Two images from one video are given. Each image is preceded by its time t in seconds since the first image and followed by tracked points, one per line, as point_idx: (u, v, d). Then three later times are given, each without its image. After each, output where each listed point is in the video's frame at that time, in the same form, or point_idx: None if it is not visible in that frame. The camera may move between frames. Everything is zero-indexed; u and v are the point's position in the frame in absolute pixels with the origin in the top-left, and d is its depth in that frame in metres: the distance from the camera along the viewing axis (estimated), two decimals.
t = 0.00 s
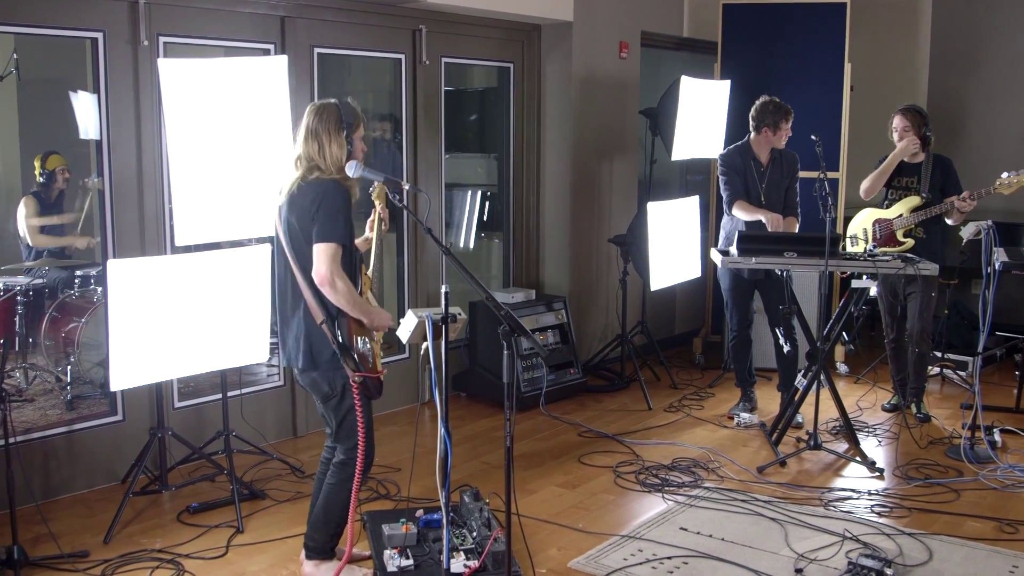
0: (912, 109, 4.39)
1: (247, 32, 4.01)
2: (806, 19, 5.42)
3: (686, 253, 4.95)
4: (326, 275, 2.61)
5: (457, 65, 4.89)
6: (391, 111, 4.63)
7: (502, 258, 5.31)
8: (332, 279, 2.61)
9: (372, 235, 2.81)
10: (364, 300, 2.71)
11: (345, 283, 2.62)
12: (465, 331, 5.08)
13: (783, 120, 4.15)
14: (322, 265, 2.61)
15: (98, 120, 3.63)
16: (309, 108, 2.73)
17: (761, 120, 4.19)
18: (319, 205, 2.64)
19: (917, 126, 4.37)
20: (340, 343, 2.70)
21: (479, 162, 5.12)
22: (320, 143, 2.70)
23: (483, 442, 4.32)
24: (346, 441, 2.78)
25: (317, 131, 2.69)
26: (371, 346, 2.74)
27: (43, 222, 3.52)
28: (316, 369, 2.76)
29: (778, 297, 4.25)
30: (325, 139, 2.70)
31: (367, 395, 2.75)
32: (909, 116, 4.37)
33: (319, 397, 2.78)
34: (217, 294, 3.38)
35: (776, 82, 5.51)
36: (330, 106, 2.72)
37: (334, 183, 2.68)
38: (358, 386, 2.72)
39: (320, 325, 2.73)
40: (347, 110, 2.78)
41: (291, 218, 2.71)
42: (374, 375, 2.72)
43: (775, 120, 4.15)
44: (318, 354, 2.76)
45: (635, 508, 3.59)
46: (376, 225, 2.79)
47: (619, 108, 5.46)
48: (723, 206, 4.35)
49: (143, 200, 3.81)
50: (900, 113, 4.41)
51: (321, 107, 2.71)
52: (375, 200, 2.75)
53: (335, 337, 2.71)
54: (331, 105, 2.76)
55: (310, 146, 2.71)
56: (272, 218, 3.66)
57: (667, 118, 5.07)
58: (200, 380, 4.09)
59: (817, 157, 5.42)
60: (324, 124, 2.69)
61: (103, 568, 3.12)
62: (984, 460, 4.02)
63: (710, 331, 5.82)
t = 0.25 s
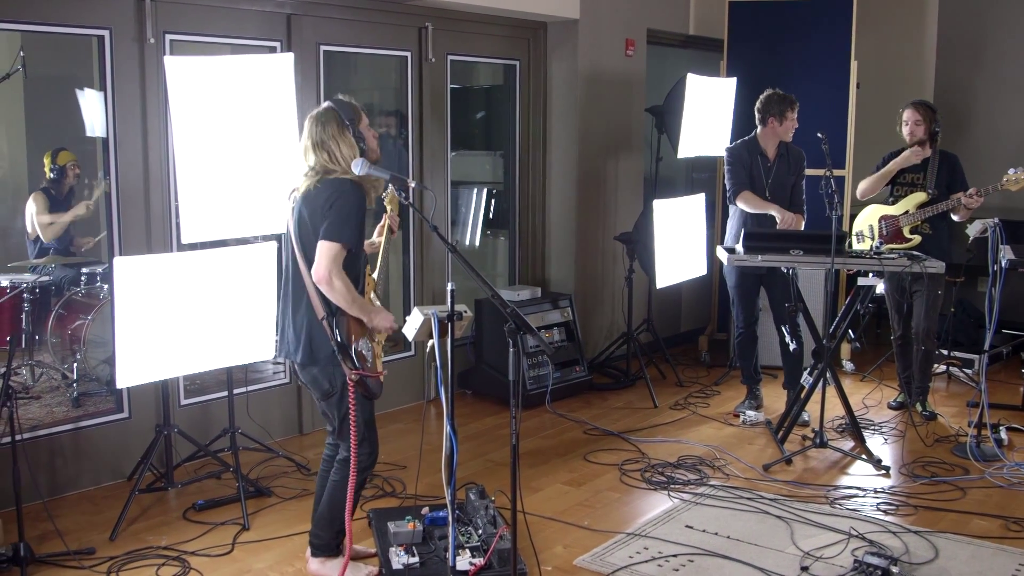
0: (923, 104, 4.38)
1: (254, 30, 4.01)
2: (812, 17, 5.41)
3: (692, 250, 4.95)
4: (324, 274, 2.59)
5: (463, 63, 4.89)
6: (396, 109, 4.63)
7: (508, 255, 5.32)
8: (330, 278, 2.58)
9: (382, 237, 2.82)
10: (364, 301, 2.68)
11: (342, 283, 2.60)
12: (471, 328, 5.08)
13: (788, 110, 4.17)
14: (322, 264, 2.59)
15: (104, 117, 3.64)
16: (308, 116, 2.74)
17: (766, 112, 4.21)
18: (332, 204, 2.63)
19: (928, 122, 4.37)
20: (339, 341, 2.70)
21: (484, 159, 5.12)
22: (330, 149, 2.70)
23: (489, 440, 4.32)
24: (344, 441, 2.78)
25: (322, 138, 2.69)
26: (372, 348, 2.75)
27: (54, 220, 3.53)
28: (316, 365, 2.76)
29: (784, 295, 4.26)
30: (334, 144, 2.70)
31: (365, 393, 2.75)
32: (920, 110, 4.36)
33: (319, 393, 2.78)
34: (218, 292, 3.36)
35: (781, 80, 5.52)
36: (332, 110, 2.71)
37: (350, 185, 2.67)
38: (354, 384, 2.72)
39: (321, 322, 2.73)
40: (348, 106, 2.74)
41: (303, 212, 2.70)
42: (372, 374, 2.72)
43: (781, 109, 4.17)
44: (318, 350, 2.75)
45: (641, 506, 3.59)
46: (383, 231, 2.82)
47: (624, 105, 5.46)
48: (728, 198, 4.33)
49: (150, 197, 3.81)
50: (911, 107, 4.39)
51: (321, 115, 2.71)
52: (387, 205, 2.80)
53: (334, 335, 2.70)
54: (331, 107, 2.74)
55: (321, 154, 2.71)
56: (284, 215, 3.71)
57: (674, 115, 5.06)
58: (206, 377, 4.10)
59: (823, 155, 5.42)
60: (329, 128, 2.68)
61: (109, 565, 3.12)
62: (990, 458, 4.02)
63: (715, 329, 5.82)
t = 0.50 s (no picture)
0: (929, 106, 4.37)
1: (258, 28, 4.01)
2: (816, 15, 5.41)
3: (696, 249, 4.95)
4: (319, 279, 2.60)
5: (466, 61, 4.88)
6: (400, 108, 4.63)
7: (512, 253, 5.32)
8: (325, 282, 2.59)
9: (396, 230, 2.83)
10: (363, 299, 2.69)
11: (339, 286, 2.60)
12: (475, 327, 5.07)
13: (793, 117, 4.15)
14: (317, 269, 2.60)
15: (108, 116, 3.64)
16: (317, 105, 2.73)
17: (771, 117, 4.19)
18: (320, 208, 2.62)
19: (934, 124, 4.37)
20: (340, 339, 2.71)
21: (488, 158, 5.12)
22: (329, 143, 2.69)
23: (493, 438, 4.33)
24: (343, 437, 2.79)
25: (325, 129, 2.67)
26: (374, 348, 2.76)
27: (53, 218, 3.52)
28: (318, 364, 2.76)
29: (788, 293, 4.25)
30: (333, 139, 2.69)
31: (367, 392, 2.75)
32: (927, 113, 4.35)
33: (322, 392, 2.79)
34: (222, 290, 3.36)
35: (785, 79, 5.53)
36: (339, 103, 2.71)
37: (339, 186, 2.66)
38: (354, 382, 2.72)
39: (321, 322, 2.75)
40: (357, 107, 2.75)
41: (297, 218, 2.70)
42: (374, 373, 2.73)
43: (786, 116, 4.15)
44: (320, 350, 2.76)
45: (645, 504, 3.59)
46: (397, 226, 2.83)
47: (628, 104, 5.45)
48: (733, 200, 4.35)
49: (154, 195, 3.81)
50: (917, 109, 4.38)
51: (330, 104, 2.70)
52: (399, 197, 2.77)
53: (333, 334, 2.71)
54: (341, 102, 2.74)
55: (319, 146, 2.70)
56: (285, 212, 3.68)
57: (678, 114, 5.05)
58: (210, 375, 4.10)
59: (828, 154, 5.41)
60: (332, 122, 2.68)
61: (113, 564, 3.12)
62: (994, 457, 4.01)
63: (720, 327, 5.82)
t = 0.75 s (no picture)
0: (929, 103, 4.36)
1: (262, 29, 4.02)
2: (819, 15, 5.41)
3: (699, 249, 4.94)
4: (307, 277, 2.59)
5: (469, 61, 4.89)
6: (403, 108, 4.63)
7: (515, 253, 5.32)
8: (312, 280, 2.58)
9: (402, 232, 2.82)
10: (355, 299, 2.66)
11: (326, 284, 2.59)
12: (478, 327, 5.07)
13: (795, 109, 4.16)
14: (306, 267, 2.59)
15: (111, 115, 3.64)
16: (316, 112, 2.73)
17: (773, 112, 4.20)
18: (318, 208, 2.61)
19: (936, 121, 4.36)
20: (329, 338, 2.70)
21: (491, 158, 5.12)
22: (330, 149, 2.68)
23: (496, 438, 4.33)
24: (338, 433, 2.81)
25: (325, 137, 2.67)
26: (366, 347, 2.73)
27: (54, 217, 3.52)
28: (311, 360, 2.79)
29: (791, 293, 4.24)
30: (334, 144, 2.68)
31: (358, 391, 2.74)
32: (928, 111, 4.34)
33: (315, 388, 2.80)
34: (223, 289, 3.36)
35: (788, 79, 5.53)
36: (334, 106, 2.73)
37: (342, 188, 2.65)
38: (343, 381, 2.71)
39: (314, 316, 2.78)
40: (349, 105, 2.79)
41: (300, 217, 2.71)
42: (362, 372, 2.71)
43: (788, 110, 4.16)
44: (311, 347, 2.79)
45: (648, 505, 3.59)
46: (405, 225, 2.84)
47: (631, 104, 5.45)
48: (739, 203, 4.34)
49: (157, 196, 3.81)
50: (918, 107, 4.38)
51: (325, 114, 2.69)
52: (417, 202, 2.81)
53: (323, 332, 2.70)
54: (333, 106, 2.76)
55: (322, 154, 2.69)
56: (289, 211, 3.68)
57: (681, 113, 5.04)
58: (213, 376, 4.10)
59: (831, 154, 5.41)
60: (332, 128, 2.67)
61: (116, 563, 3.12)
62: (998, 457, 4.01)
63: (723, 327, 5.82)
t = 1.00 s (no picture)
0: (930, 109, 4.35)
1: (264, 31, 4.02)
2: (821, 17, 5.41)
3: (700, 251, 4.94)
4: (309, 281, 2.59)
5: (471, 63, 4.89)
6: (404, 110, 4.64)
7: (516, 255, 5.32)
8: (314, 284, 2.58)
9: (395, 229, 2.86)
10: (358, 300, 2.66)
11: (329, 287, 2.58)
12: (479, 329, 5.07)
13: (799, 118, 4.15)
14: (307, 271, 2.60)
15: (113, 117, 3.64)
16: (319, 108, 2.72)
17: (776, 117, 4.18)
18: (313, 211, 2.62)
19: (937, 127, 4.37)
20: (335, 340, 2.69)
21: (493, 159, 5.12)
22: (330, 147, 2.68)
23: (498, 440, 4.32)
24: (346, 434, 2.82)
25: (325, 132, 2.67)
26: (372, 349, 2.74)
27: (62, 220, 3.54)
28: (320, 364, 2.78)
29: (793, 295, 4.24)
30: (334, 142, 2.68)
31: (367, 391, 2.74)
32: (929, 117, 4.34)
33: (325, 391, 2.80)
34: (228, 292, 3.37)
35: (790, 81, 5.53)
36: (339, 105, 2.70)
37: (335, 190, 2.66)
38: (354, 382, 2.71)
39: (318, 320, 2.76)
40: (357, 108, 2.76)
41: (296, 220, 2.71)
42: (371, 373, 2.71)
43: (791, 117, 4.15)
44: (318, 351, 2.79)
45: (650, 507, 3.58)
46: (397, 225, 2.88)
47: (633, 106, 5.45)
48: (741, 206, 4.35)
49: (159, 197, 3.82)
50: (919, 113, 4.37)
51: (330, 106, 2.70)
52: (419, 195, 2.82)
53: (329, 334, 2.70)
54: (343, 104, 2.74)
55: (321, 149, 2.69)
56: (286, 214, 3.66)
57: (682, 115, 5.04)
58: (215, 378, 4.10)
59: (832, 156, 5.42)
60: (332, 126, 2.67)
61: (118, 565, 3.12)
62: (1000, 459, 4.01)
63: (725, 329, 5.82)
